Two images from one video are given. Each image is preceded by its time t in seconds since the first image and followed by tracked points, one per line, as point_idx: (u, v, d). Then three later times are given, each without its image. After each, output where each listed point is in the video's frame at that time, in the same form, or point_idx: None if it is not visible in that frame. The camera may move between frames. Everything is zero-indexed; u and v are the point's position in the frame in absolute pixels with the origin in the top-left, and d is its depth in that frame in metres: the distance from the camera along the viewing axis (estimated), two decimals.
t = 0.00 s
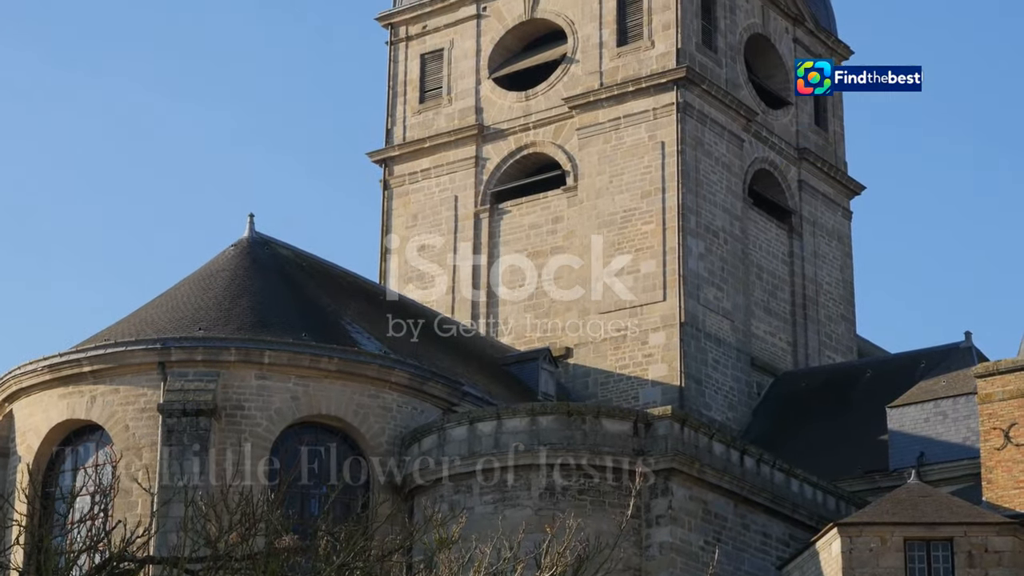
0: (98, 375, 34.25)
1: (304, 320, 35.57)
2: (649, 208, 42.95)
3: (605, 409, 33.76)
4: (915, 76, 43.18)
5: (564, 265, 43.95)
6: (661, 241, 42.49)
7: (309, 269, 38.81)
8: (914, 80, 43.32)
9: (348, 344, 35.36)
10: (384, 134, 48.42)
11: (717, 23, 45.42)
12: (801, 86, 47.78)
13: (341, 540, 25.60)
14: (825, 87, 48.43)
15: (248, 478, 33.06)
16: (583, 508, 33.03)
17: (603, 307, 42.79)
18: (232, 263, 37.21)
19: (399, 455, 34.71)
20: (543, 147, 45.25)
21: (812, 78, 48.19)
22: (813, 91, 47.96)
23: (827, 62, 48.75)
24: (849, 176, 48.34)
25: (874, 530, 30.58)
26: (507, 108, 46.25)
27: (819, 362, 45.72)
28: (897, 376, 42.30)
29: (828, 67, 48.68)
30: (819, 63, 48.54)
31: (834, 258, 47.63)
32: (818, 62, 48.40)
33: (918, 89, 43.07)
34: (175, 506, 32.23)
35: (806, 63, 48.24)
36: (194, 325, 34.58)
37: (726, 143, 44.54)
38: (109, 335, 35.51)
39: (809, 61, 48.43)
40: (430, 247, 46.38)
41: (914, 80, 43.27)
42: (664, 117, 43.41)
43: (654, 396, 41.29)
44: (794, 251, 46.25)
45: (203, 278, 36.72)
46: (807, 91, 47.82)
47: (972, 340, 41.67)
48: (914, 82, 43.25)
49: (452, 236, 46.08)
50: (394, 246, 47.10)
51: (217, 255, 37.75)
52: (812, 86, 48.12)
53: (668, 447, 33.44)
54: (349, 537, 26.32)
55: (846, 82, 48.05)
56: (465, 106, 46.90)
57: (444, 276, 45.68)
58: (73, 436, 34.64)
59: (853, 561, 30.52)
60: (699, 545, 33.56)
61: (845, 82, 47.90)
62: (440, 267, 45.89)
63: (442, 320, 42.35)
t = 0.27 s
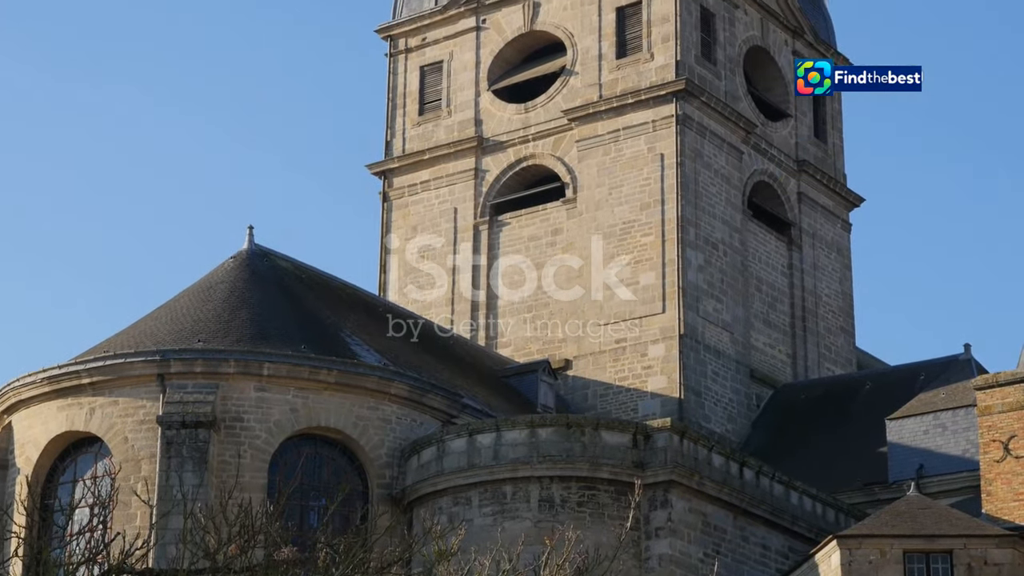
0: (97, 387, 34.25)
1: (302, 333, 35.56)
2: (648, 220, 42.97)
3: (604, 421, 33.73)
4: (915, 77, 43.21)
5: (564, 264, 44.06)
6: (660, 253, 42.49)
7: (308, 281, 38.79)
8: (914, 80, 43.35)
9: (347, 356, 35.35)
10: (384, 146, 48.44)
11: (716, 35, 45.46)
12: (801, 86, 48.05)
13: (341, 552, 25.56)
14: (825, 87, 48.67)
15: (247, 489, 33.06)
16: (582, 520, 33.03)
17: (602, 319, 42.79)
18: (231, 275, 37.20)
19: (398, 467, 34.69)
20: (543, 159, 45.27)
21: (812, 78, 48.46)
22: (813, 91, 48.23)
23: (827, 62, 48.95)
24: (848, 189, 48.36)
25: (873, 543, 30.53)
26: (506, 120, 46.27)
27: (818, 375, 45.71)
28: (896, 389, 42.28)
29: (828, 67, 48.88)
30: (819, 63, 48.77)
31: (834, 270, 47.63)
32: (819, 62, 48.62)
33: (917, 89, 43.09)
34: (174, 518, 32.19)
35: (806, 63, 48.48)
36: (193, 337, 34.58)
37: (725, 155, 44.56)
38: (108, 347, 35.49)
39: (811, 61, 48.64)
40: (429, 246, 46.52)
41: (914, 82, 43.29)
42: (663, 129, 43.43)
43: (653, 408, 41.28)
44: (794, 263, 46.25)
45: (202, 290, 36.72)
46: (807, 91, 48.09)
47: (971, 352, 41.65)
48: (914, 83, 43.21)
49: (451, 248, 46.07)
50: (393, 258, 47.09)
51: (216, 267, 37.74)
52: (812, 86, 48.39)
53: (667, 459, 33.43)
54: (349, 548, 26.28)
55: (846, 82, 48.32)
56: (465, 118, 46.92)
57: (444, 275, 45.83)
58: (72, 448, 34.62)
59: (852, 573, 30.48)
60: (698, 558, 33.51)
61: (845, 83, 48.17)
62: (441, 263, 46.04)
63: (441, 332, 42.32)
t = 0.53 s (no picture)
0: (95, 399, 34.23)
1: (300, 345, 35.56)
2: (645, 233, 42.99)
3: (602, 433, 33.73)
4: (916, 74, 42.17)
5: (564, 263, 44.13)
6: (657, 265, 42.51)
7: (306, 294, 38.79)
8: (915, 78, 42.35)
9: (345, 368, 35.35)
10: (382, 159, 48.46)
11: (713, 48, 45.51)
12: (801, 86, 48.44)
13: (339, 563, 25.54)
14: (826, 87, 48.75)
15: (245, 501, 33.05)
16: (580, 531, 33.00)
17: (600, 331, 42.81)
18: (230, 287, 37.20)
19: (395, 480, 34.67)
20: (540, 171, 45.29)
21: (812, 78, 48.61)
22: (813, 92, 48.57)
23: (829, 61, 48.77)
24: (846, 201, 48.39)
25: (871, 555, 30.56)
26: (504, 132, 46.30)
27: (816, 387, 45.71)
28: (894, 401, 42.28)
29: (829, 67, 48.76)
30: (820, 62, 48.68)
31: (831, 282, 47.64)
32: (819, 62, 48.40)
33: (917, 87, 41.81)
34: (171, 531, 32.16)
35: (806, 62, 48.53)
36: (191, 349, 34.58)
37: (723, 168, 44.58)
38: (106, 359, 35.48)
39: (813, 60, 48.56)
40: (429, 246, 46.61)
41: (915, 80, 41.83)
42: (661, 142, 43.46)
43: (651, 420, 41.27)
44: (792, 275, 46.24)
45: (200, 302, 36.71)
46: (807, 91, 48.50)
47: (968, 364, 41.66)
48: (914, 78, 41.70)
49: (449, 260, 46.05)
50: (391, 270, 47.09)
51: (214, 279, 37.73)
52: (812, 86, 48.66)
53: (665, 471, 33.42)
54: (347, 560, 26.26)
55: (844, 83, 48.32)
56: (463, 130, 46.95)
57: (444, 275, 45.94)
58: (69, 460, 34.60)
59: None
60: (696, 570, 33.47)
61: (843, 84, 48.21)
62: (440, 267, 46.12)
63: (439, 344, 42.31)
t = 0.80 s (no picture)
0: (91, 410, 34.22)
1: (297, 356, 35.56)
2: (642, 244, 43.01)
3: (599, 445, 33.72)
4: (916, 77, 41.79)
5: (564, 264, 44.18)
6: (654, 277, 42.52)
7: (302, 305, 38.79)
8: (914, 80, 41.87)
9: (342, 379, 35.34)
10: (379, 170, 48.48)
11: (710, 60, 45.55)
12: (801, 86, 48.80)
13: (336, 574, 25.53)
14: (826, 86, 48.91)
15: (241, 513, 33.04)
16: (577, 543, 32.98)
17: (597, 343, 42.83)
18: (226, 299, 37.19)
19: (392, 491, 34.65)
20: (537, 183, 45.31)
21: (812, 78, 48.82)
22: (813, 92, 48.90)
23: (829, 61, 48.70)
24: (843, 213, 48.42)
25: (868, 566, 30.42)
26: (502, 144, 46.31)
27: (813, 399, 45.71)
28: (891, 413, 42.26)
29: (829, 67, 48.72)
30: (820, 62, 48.70)
31: (828, 294, 47.66)
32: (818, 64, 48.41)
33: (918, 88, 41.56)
34: (168, 542, 32.15)
35: (806, 62, 48.69)
36: (188, 361, 34.58)
37: (720, 180, 44.60)
38: (103, 370, 35.47)
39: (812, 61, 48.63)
40: (429, 246, 46.67)
41: (915, 80, 41.82)
42: (658, 154, 43.48)
43: (648, 432, 41.27)
44: (788, 287, 46.25)
45: (197, 314, 36.71)
46: (807, 91, 48.89)
47: (965, 377, 41.65)
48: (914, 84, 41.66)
49: (445, 271, 46.03)
50: (388, 282, 47.09)
51: (211, 290, 37.73)
52: (812, 86, 48.93)
53: (661, 483, 33.41)
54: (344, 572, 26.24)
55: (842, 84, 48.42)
56: (460, 142, 46.98)
57: (443, 275, 46.03)
58: (65, 471, 34.58)
59: None
60: None
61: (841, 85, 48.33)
62: (439, 267, 46.19)
63: (436, 355, 42.31)
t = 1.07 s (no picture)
0: (90, 422, 34.21)
1: (295, 368, 35.54)
2: (641, 256, 43.02)
3: (597, 458, 33.70)
4: (916, 77, 40.93)
5: (564, 264, 44.24)
6: (653, 289, 42.53)
7: (301, 317, 38.78)
8: (915, 80, 41.02)
9: (340, 391, 35.32)
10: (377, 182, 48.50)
11: (709, 72, 45.58)
12: (801, 86, 48.80)
13: None
14: (827, 87, 48.88)
15: (240, 525, 33.03)
16: (575, 555, 32.95)
17: (595, 355, 42.84)
18: (225, 311, 37.19)
19: (390, 503, 34.61)
20: (536, 195, 45.32)
21: (812, 78, 48.80)
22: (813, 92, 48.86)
23: (829, 60, 48.82)
24: (841, 225, 48.42)
25: None
26: (500, 156, 46.32)
27: (811, 411, 45.68)
28: (889, 425, 42.23)
29: (830, 67, 48.78)
30: (821, 62, 48.79)
31: (827, 306, 47.65)
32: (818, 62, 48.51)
33: (919, 87, 40.62)
34: (166, 554, 32.12)
35: (807, 62, 48.74)
36: (186, 373, 34.56)
37: (719, 192, 44.60)
38: (101, 382, 35.44)
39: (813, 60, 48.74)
40: (429, 245, 46.73)
41: (916, 79, 40.99)
42: (656, 165, 43.49)
43: (647, 444, 41.27)
44: (787, 299, 46.24)
45: (196, 326, 36.70)
46: (807, 91, 48.86)
47: (963, 389, 41.62)
48: (915, 81, 40.97)
49: (444, 283, 46.00)
50: (386, 293, 47.08)
51: (209, 303, 37.73)
52: (813, 86, 48.92)
53: (660, 495, 33.38)
54: None
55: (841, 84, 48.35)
56: (458, 154, 47.00)
57: (443, 275, 46.11)
58: (64, 483, 34.54)
59: None
60: None
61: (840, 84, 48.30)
62: (439, 267, 46.27)
63: (434, 367, 42.31)
